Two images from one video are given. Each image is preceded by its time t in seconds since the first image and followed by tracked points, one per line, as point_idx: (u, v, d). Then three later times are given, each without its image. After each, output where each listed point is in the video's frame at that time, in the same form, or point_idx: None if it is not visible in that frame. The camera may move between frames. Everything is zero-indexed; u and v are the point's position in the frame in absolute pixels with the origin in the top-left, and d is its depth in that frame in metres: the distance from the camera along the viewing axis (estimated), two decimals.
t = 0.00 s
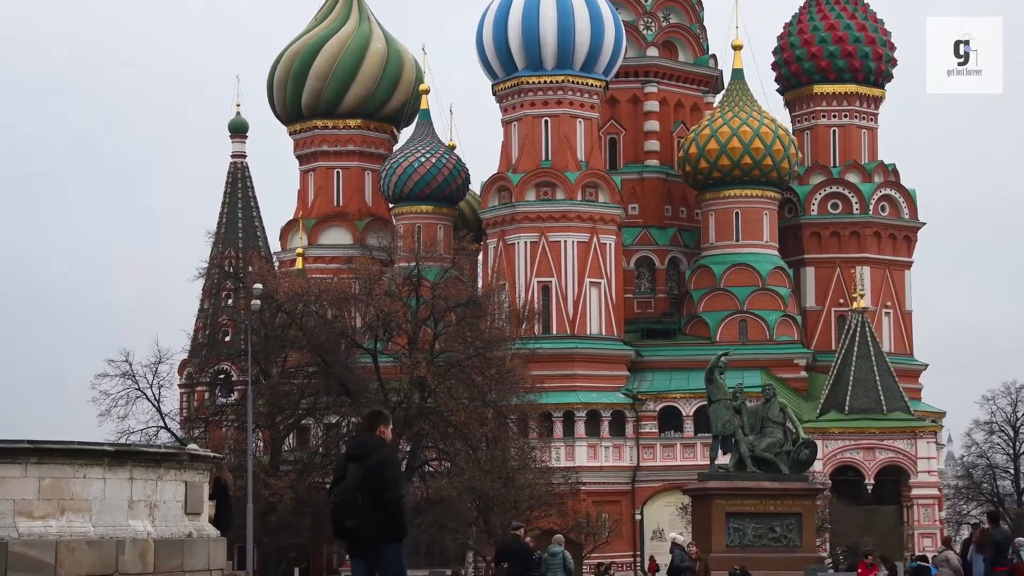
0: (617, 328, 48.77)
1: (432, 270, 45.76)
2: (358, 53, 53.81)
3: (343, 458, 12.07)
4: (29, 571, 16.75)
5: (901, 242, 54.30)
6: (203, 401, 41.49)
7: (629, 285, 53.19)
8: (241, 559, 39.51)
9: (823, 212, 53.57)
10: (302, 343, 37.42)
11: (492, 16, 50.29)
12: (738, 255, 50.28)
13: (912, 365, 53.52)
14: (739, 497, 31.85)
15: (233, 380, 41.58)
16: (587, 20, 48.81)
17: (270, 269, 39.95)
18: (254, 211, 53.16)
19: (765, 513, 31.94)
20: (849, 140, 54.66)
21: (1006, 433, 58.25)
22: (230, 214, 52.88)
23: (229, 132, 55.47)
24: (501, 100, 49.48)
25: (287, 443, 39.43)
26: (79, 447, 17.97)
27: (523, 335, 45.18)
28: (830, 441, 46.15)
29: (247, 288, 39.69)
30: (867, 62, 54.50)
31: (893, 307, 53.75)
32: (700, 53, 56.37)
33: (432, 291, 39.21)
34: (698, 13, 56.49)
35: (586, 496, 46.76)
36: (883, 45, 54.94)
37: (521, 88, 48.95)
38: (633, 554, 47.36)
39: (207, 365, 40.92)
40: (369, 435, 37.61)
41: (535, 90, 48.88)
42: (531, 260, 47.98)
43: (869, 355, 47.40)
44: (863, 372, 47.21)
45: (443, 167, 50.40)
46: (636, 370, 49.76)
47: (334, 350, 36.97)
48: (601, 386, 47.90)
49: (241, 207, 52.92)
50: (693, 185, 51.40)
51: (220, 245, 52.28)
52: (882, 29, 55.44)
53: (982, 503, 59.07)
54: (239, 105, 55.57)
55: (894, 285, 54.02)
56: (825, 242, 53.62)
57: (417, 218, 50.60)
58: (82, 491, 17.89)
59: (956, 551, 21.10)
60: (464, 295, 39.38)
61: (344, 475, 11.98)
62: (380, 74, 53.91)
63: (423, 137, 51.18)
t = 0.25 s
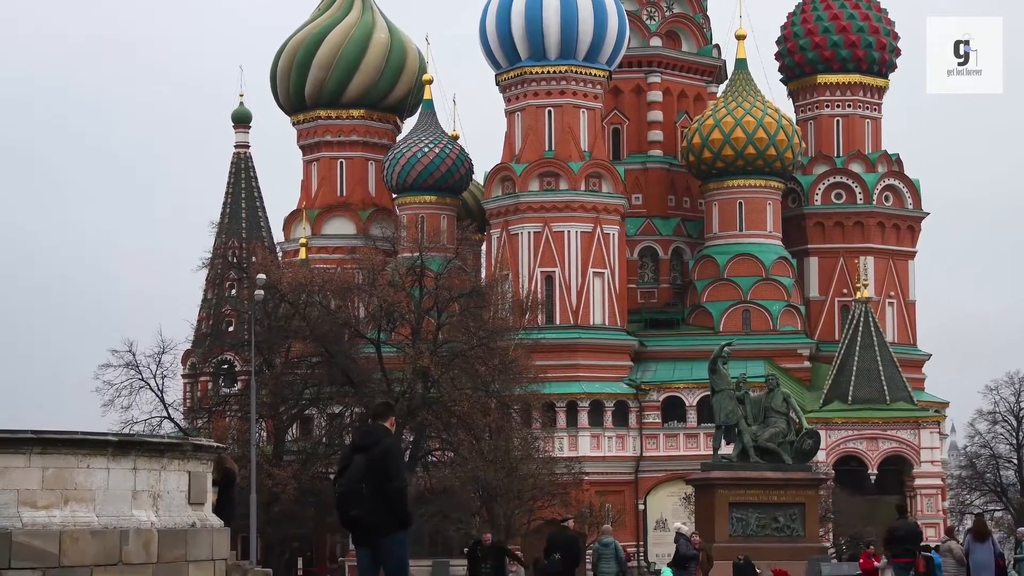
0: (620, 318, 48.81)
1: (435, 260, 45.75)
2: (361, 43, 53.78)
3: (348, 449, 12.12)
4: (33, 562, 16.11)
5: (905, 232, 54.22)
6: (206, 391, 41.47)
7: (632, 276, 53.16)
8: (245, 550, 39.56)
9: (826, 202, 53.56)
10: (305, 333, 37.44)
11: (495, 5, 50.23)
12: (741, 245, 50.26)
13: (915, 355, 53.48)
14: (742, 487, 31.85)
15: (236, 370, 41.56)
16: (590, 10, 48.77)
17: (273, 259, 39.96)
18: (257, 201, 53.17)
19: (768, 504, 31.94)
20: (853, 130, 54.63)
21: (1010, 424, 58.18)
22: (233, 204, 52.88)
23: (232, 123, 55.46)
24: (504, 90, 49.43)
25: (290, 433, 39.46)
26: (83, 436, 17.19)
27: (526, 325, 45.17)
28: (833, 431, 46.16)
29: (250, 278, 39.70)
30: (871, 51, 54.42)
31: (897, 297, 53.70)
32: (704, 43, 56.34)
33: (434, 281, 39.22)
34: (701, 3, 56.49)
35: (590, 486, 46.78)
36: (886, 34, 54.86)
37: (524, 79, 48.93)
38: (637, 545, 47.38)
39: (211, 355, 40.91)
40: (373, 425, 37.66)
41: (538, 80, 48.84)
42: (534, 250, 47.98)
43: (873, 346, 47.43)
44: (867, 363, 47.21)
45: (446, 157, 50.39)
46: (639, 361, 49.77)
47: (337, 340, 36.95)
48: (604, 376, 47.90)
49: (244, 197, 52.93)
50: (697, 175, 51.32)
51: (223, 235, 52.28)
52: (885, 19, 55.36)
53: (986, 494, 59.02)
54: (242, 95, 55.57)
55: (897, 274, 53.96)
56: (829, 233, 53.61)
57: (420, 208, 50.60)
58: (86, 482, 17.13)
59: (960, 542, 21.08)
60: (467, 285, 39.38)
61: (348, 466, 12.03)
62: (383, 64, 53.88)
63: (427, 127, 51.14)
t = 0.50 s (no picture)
0: (623, 309, 48.84)
1: (438, 251, 45.70)
2: (364, 34, 53.76)
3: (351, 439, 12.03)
4: (36, 552, 16.09)
5: (908, 222, 54.21)
6: (210, 382, 41.43)
7: (635, 266, 53.11)
8: (248, 540, 39.54)
9: (829, 193, 53.54)
10: (308, 324, 37.42)
11: None
12: (744, 236, 50.21)
13: (918, 345, 53.45)
14: (745, 478, 31.82)
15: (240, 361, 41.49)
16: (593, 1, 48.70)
17: (276, 250, 39.94)
18: (260, 192, 53.16)
19: (772, 494, 31.95)
20: (856, 120, 54.60)
21: (1014, 414, 58.10)
22: (236, 195, 52.88)
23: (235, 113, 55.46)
24: (507, 80, 49.39)
25: (293, 424, 39.45)
26: (87, 426, 16.95)
27: (530, 316, 45.16)
28: (836, 421, 46.16)
29: (253, 270, 39.69)
30: (875, 41, 54.31)
31: (900, 287, 53.63)
32: (707, 33, 56.35)
33: (438, 272, 39.19)
34: None
35: (593, 476, 46.77)
36: (890, 24, 54.76)
37: (527, 69, 48.89)
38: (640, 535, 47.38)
39: (214, 346, 40.86)
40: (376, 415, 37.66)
41: (541, 71, 48.80)
42: (538, 241, 47.96)
43: (875, 336, 47.38)
44: (870, 353, 47.22)
45: (449, 147, 50.38)
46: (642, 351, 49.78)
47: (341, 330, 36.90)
48: (607, 367, 47.89)
49: (247, 188, 52.92)
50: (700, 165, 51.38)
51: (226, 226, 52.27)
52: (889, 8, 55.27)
53: (989, 484, 58.95)
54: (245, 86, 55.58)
55: (900, 265, 53.92)
56: (832, 223, 53.58)
57: (423, 198, 50.57)
58: (90, 472, 16.91)
59: (965, 532, 21.03)
60: (470, 276, 39.36)
61: (352, 457, 11.94)
62: (386, 55, 53.86)
63: (430, 117, 51.12)
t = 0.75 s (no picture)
0: (627, 299, 48.85)
1: (441, 242, 45.70)
2: (367, 24, 53.74)
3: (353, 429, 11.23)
4: (40, 543, 15.97)
5: (911, 212, 54.20)
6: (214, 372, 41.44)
7: (638, 257, 53.11)
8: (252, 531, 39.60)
9: (833, 183, 53.52)
10: (311, 315, 37.43)
11: None
12: (748, 228, 50.12)
13: (921, 337, 53.44)
14: (747, 469, 31.81)
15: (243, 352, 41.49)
16: None
17: (280, 241, 39.96)
18: (264, 183, 53.17)
19: (775, 485, 31.94)
20: (860, 111, 54.60)
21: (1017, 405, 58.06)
22: (239, 186, 52.90)
23: (239, 105, 55.47)
24: (511, 71, 49.38)
25: (296, 415, 39.50)
26: (91, 417, 16.89)
27: (533, 306, 45.18)
28: (840, 412, 46.09)
29: (257, 260, 39.72)
30: (878, 32, 54.24)
31: (903, 278, 53.61)
32: (710, 24, 56.37)
33: (441, 263, 39.20)
34: None
35: (596, 467, 46.79)
36: (893, 15, 54.71)
37: (530, 60, 48.85)
38: (643, 526, 47.41)
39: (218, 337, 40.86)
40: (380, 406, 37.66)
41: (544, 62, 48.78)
42: (541, 231, 47.93)
43: (879, 327, 47.47)
44: (873, 344, 47.20)
45: (453, 138, 50.35)
46: (645, 342, 49.79)
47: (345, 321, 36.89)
48: (610, 358, 47.89)
49: (250, 179, 52.95)
50: (703, 156, 51.39)
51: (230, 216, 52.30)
52: None
53: (992, 474, 58.94)
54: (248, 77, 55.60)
55: (904, 256, 53.91)
56: (836, 214, 53.56)
57: (426, 189, 50.58)
58: (94, 462, 16.85)
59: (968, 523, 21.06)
60: (474, 267, 39.36)
61: (356, 446, 11.19)
62: (390, 45, 53.84)
63: (433, 108, 51.09)
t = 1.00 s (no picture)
0: (630, 291, 48.71)
1: (444, 233, 45.71)
2: (371, 16, 53.68)
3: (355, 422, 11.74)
4: (44, 534, 15.96)
5: (915, 204, 54.06)
6: (217, 364, 41.41)
7: (642, 249, 53.08)
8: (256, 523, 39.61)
9: (836, 175, 53.48)
10: (315, 306, 37.42)
11: None
12: (752, 219, 50.17)
13: (925, 328, 53.41)
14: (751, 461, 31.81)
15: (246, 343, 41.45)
16: None
17: (283, 232, 39.93)
18: (267, 174, 53.18)
19: (779, 476, 32.04)
20: (863, 102, 54.55)
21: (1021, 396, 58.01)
22: (243, 178, 52.92)
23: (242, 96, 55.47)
24: (514, 63, 49.37)
25: (300, 406, 39.54)
26: (95, 409, 16.71)
27: (536, 298, 45.20)
28: (843, 403, 46.16)
29: (260, 252, 39.69)
30: (882, 23, 54.17)
31: (907, 270, 53.59)
32: (713, 16, 56.34)
33: (445, 254, 39.16)
34: None
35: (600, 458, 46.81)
36: (897, 7, 54.64)
37: (534, 51, 48.84)
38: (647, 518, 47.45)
39: (221, 328, 40.82)
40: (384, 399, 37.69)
41: (548, 53, 48.75)
42: (545, 223, 47.95)
43: (882, 318, 47.29)
44: (877, 335, 47.19)
45: (456, 130, 50.32)
46: (649, 334, 49.81)
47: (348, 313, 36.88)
48: (613, 349, 47.90)
49: (254, 170, 52.98)
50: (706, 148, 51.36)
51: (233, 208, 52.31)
52: None
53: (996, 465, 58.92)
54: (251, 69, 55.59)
55: (908, 247, 53.87)
56: (839, 205, 53.55)
57: (429, 181, 50.60)
58: (97, 454, 16.68)
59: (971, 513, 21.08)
60: (477, 259, 39.31)
61: (356, 439, 11.69)
62: (393, 37, 53.75)
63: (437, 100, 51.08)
